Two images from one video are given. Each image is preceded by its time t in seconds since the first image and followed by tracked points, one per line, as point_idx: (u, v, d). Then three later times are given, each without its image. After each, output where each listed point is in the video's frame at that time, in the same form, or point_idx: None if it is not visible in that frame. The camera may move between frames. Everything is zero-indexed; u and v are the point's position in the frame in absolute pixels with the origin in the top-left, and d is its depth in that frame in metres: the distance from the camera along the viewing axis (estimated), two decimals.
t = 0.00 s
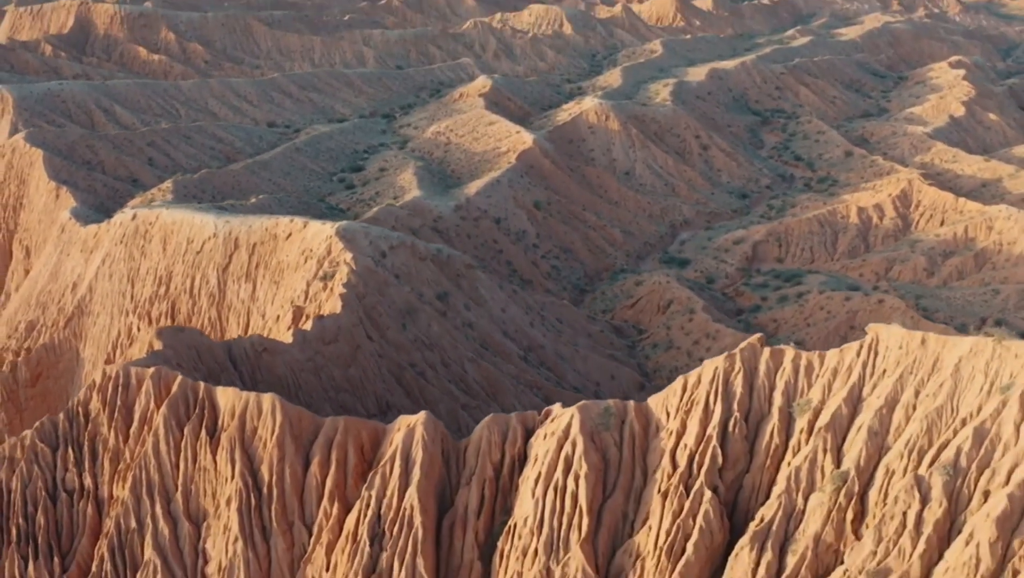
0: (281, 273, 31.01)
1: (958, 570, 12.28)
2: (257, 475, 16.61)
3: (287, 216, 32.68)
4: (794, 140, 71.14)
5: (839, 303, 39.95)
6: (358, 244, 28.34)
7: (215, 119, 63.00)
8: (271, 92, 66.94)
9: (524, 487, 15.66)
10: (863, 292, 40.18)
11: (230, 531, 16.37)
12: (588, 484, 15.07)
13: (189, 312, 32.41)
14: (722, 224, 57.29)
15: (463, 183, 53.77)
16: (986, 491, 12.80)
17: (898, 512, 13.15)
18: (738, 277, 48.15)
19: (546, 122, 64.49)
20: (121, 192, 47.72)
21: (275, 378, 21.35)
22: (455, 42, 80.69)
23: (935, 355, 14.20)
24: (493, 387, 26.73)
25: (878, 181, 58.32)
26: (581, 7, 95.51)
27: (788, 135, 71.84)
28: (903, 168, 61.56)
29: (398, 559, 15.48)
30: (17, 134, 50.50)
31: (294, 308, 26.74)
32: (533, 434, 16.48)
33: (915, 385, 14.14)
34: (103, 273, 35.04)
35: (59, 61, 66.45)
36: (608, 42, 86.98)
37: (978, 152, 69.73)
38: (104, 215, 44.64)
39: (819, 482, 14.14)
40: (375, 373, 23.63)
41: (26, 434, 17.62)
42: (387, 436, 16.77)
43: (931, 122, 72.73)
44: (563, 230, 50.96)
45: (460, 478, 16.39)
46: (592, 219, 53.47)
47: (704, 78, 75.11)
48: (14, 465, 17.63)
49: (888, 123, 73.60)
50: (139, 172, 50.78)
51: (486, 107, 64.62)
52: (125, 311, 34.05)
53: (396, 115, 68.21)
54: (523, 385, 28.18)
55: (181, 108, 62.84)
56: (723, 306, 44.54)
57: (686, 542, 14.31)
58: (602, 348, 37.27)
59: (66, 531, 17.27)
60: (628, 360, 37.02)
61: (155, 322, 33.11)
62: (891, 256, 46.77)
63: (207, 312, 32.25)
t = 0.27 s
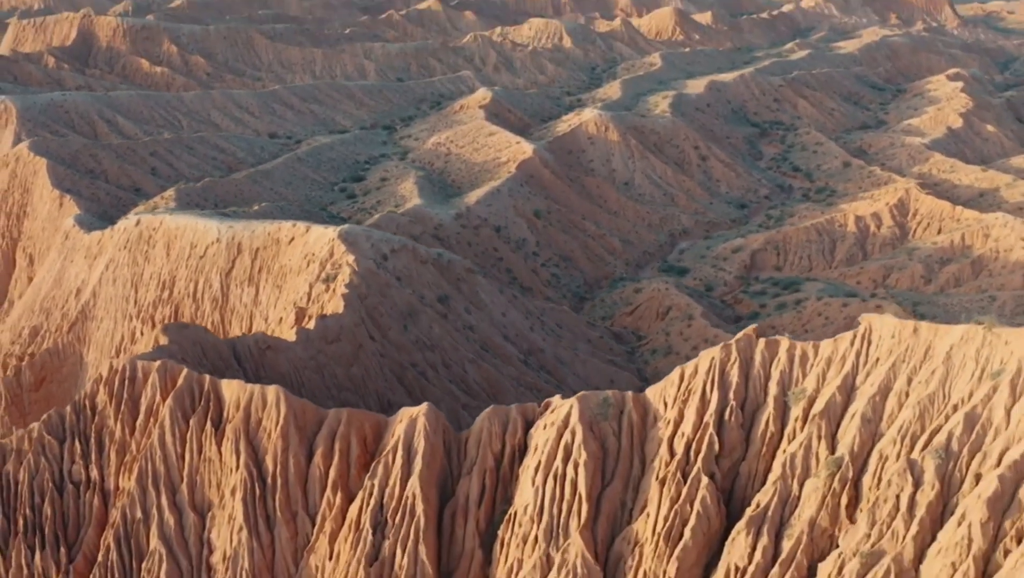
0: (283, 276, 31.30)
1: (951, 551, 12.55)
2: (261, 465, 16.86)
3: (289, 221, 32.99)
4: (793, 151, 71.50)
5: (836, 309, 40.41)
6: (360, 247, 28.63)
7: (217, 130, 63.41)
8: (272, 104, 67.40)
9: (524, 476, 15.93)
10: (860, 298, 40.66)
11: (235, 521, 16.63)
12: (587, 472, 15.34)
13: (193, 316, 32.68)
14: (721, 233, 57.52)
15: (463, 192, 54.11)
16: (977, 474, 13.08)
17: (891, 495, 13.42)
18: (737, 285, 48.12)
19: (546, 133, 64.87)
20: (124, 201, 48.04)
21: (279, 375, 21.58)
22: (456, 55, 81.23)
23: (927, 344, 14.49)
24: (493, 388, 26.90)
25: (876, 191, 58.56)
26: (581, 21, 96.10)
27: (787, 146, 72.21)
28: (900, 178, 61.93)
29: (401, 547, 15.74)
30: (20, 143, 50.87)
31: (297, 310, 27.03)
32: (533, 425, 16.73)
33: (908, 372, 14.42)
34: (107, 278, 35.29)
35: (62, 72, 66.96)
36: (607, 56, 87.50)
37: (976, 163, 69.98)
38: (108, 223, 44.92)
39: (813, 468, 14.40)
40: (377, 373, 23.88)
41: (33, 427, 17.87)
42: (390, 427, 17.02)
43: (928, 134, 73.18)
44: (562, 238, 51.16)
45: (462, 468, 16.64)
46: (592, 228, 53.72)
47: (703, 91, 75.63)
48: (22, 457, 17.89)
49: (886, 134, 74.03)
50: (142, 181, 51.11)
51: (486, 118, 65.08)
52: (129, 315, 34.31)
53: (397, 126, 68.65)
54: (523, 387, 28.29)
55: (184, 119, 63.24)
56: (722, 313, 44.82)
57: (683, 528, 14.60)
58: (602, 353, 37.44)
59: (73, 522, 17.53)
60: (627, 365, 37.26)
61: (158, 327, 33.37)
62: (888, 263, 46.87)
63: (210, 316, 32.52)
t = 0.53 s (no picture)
0: (286, 280, 31.60)
1: (943, 535, 12.79)
2: (265, 458, 17.09)
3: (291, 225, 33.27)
4: (791, 160, 71.78)
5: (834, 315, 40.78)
6: (361, 251, 28.90)
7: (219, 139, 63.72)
8: (274, 114, 67.75)
9: (524, 467, 16.17)
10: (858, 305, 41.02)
11: (239, 512, 16.85)
12: (586, 463, 15.58)
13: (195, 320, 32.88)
14: (720, 242, 57.69)
15: (463, 199, 54.39)
16: (970, 461, 13.31)
17: (885, 481, 13.68)
18: (736, 292, 48.14)
19: (546, 142, 65.17)
20: (126, 208, 48.33)
21: (282, 372, 21.79)
22: (456, 66, 81.66)
23: (920, 334, 14.72)
24: (494, 388, 27.07)
25: (874, 200, 58.79)
26: (580, 32, 96.58)
27: (786, 156, 72.49)
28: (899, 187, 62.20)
29: (403, 537, 15.97)
30: (23, 151, 51.21)
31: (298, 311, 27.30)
32: (532, 417, 16.96)
33: (902, 362, 14.65)
34: (110, 282, 35.44)
35: (64, 82, 67.35)
36: (606, 67, 87.90)
37: (974, 172, 70.25)
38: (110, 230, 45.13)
39: (809, 456, 14.64)
40: (378, 372, 24.15)
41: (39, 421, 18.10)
42: (391, 421, 17.23)
43: (926, 143, 73.54)
44: (562, 246, 51.26)
45: (463, 460, 16.86)
46: (592, 236, 53.85)
47: (701, 101, 76.03)
48: (28, 451, 18.10)
49: (885, 144, 74.39)
50: (144, 189, 51.36)
51: (486, 128, 65.43)
52: (132, 319, 34.46)
53: (397, 136, 68.98)
54: (523, 388, 28.42)
55: (185, 128, 63.51)
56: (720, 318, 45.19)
57: (681, 516, 14.85)
58: (602, 358, 37.61)
59: (78, 515, 17.74)
60: (627, 370, 37.45)
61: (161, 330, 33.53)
62: (886, 270, 46.91)
63: (212, 319, 32.73)
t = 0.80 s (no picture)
0: (288, 283, 31.90)
1: (936, 517, 13.05)
2: (269, 449, 17.35)
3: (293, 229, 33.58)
4: (789, 171, 72.11)
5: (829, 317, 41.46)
6: (363, 254, 29.21)
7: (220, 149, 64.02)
8: (275, 124, 68.10)
9: (524, 457, 16.44)
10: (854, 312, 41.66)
11: (243, 503, 17.10)
12: (585, 452, 15.84)
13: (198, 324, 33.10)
14: (719, 250, 57.87)
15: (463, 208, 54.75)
16: (962, 445, 13.57)
17: (879, 467, 13.96)
18: (734, 299, 48.09)
19: (546, 153, 65.48)
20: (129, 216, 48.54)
21: (285, 369, 22.04)
22: (456, 78, 82.15)
23: (913, 324, 15.00)
24: (494, 389, 27.29)
25: (872, 209, 59.05)
26: (580, 45, 97.01)
27: (784, 167, 72.78)
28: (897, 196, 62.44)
29: (405, 526, 16.22)
30: (27, 160, 51.44)
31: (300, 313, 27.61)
32: (532, 410, 17.23)
33: (895, 351, 14.92)
34: (113, 287, 35.61)
35: (66, 93, 67.73)
36: (606, 79, 88.32)
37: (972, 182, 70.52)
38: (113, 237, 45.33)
39: (804, 445, 14.91)
40: (380, 372, 24.42)
41: (46, 413, 18.37)
42: (393, 413, 17.49)
43: (924, 154, 73.89)
44: (561, 254, 51.32)
45: (464, 451, 17.12)
46: (591, 245, 54.00)
47: (700, 112, 76.47)
48: (35, 444, 18.38)
49: (883, 155, 74.75)
50: (147, 198, 51.59)
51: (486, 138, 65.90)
52: (135, 324, 34.63)
53: (398, 146, 69.39)
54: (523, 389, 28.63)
55: (187, 139, 63.82)
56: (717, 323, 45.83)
57: (678, 503, 15.11)
58: (601, 363, 37.81)
59: (85, 507, 18.00)
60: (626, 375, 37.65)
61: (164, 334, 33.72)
62: (883, 277, 46.88)
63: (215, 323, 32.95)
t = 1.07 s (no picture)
0: (289, 288, 32.09)
1: (930, 504, 13.27)
2: (272, 443, 17.58)
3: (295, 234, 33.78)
4: (788, 180, 72.33)
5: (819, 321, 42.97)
6: (364, 257, 29.51)
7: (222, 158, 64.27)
8: (276, 134, 68.44)
9: (523, 449, 16.67)
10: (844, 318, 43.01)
11: (247, 495, 17.30)
12: (584, 444, 16.07)
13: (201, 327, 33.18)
14: (719, 258, 56.89)
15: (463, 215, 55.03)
16: (955, 434, 13.79)
17: (873, 455, 14.19)
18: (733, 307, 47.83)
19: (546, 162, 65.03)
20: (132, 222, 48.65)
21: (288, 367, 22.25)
22: (456, 89, 82.57)
23: (906, 317, 15.26)
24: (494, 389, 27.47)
25: (870, 217, 59.25)
26: (580, 56, 97.44)
27: (783, 176, 73.03)
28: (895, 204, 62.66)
29: (406, 517, 16.43)
30: (30, 168, 51.54)
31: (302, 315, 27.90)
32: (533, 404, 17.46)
33: (888, 343, 15.17)
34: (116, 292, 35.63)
35: (69, 102, 68.01)
36: (605, 90, 88.74)
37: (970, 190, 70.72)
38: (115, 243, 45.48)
39: (800, 435, 15.14)
40: (381, 371, 24.68)
41: (53, 409, 18.61)
42: (395, 407, 17.72)
43: (922, 163, 74.22)
44: (560, 260, 51.06)
45: (465, 444, 17.36)
46: (590, 252, 53.41)
47: (699, 122, 76.82)
48: (41, 438, 18.60)
49: (881, 164, 75.03)
50: (149, 205, 51.75)
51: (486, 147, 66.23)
52: (137, 328, 34.66)
53: (399, 156, 69.61)
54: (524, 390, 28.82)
55: (189, 148, 64.08)
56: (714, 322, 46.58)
57: (676, 493, 15.34)
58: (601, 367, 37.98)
59: (89, 500, 18.20)
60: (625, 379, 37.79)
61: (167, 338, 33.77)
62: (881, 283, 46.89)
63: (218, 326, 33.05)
